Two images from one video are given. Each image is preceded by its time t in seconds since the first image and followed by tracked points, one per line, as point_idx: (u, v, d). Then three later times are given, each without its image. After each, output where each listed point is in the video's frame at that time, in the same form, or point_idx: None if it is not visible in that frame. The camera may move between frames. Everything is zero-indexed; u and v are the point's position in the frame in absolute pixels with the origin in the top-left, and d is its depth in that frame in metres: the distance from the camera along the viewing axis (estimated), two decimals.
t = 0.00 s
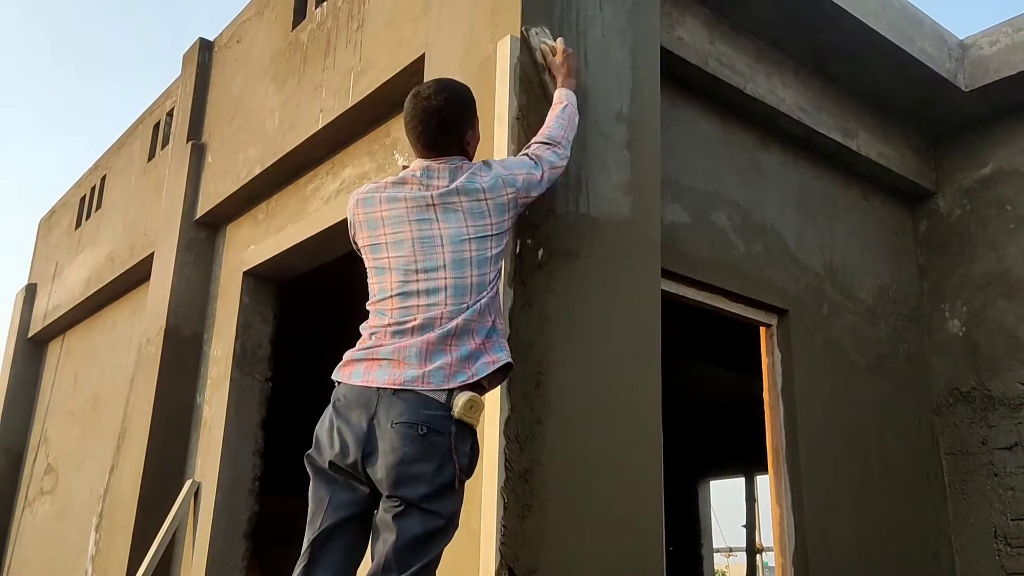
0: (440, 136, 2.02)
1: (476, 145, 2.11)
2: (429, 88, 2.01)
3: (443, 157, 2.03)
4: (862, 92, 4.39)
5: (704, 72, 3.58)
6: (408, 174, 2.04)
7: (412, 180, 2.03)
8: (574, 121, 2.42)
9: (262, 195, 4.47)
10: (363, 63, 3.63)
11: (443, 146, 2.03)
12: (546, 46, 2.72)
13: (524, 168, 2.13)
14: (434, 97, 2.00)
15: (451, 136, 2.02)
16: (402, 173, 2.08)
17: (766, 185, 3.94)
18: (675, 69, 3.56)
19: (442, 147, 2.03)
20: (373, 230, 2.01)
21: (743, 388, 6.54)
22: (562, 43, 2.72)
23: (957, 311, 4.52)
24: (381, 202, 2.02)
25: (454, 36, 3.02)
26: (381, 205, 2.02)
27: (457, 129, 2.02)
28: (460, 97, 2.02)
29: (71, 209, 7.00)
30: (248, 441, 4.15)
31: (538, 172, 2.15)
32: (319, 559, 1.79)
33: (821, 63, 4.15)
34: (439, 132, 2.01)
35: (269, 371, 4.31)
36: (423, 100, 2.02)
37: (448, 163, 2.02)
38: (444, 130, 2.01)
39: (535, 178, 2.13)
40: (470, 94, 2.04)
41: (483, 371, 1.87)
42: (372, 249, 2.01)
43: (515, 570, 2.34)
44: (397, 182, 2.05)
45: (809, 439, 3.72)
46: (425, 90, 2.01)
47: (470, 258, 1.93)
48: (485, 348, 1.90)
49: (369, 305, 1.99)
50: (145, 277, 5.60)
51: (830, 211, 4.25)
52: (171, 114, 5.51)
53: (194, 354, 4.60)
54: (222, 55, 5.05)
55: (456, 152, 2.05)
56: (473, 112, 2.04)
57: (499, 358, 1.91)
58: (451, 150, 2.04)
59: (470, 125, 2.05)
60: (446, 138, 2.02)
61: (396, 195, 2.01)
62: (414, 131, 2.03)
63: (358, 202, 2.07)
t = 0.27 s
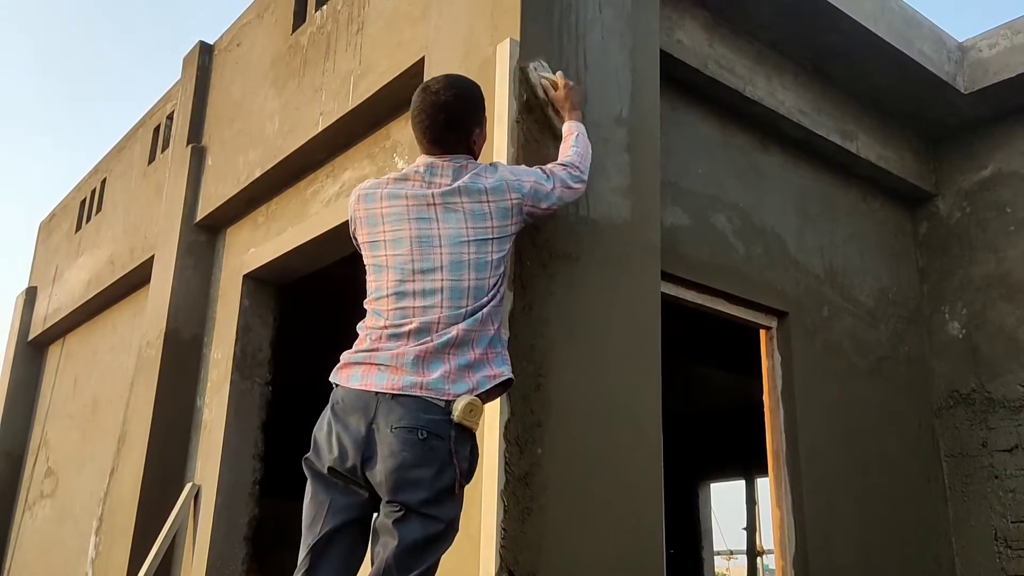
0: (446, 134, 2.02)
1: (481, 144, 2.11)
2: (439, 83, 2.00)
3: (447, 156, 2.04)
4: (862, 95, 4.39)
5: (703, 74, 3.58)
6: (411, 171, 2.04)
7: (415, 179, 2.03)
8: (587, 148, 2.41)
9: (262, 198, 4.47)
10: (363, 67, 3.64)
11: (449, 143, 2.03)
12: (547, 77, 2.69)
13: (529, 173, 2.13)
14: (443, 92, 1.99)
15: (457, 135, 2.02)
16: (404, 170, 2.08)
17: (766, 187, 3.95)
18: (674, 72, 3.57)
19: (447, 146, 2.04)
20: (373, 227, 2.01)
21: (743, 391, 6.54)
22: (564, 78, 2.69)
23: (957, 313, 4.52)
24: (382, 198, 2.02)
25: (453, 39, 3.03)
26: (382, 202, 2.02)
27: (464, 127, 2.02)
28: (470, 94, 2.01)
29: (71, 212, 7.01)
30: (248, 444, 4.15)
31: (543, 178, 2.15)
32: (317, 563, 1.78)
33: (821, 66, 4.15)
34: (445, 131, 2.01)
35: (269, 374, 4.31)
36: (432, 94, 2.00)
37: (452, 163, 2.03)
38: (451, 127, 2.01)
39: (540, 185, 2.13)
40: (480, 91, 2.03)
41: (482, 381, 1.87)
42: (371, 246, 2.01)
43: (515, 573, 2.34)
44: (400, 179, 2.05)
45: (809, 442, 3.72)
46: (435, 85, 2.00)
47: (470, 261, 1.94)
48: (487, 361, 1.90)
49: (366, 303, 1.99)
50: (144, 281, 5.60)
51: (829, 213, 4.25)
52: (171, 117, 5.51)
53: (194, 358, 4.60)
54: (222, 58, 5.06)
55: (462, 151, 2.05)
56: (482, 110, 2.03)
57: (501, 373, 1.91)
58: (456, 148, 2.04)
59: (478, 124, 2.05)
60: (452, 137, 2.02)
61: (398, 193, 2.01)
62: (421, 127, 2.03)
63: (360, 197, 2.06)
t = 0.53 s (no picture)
0: (450, 131, 2.02)
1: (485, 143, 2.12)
2: (446, 81, 2.02)
3: (449, 153, 2.04)
4: (862, 95, 4.39)
5: (703, 75, 3.58)
6: (413, 168, 2.04)
7: (416, 175, 2.03)
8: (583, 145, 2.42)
9: (262, 199, 4.47)
10: (363, 67, 3.64)
11: (454, 139, 2.03)
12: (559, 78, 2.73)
13: (531, 172, 2.12)
14: (450, 90, 2.00)
15: (460, 131, 2.03)
16: (407, 166, 2.08)
17: (765, 188, 3.95)
18: (674, 73, 3.57)
19: (450, 143, 2.04)
20: (373, 223, 2.02)
21: (743, 391, 6.53)
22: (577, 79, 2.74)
23: (957, 313, 4.52)
24: (383, 194, 2.02)
25: (453, 40, 3.03)
26: (383, 198, 2.02)
27: (467, 124, 2.02)
28: (475, 92, 2.02)
29: (71, 213, 7.01)
30: (248, 444, 4.15)
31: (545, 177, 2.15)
32: (316, 563, 1.78)
33: (820, 66, 4.15)
34: (449, 128, 2.02)
35: (269, 374, 4.31)
36: (439, 91, 2.02)
37: (454, 159, 2.03)
38: (456, 124, 2.02)
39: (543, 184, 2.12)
40: (486, 90, 2.04)
41: (481, 376, 1.86)
42: (371, 242, 2.01)
43: (515, 573, 2.34)
44: (401, 176, 2.05)
45: (809, 442, 3.72)
46: (442, 82, 2.01)
47: (470, 258, 1.94)
48: (485, 354, 1.90)
49: (365, 299, 2.00)
50: (144, 281, 5.60)
51: (829, 213, 4.25)
52: (171, 118, 5.51)
53: (195, 358, 4.60)
54: (222, 58, 5.06)
55: (465, 149, 2.05)
56: (487, 109, 2.03)
57: (499, 365, 1.91)
58: (460, 145, 2.04)
59: (483, 123, 2.06)
60: (455, 134, 2.03)
61: (399, 189, 2.01)
62: (425, 123, 2.04)
63: (361, 193, 2.07)
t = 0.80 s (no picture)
0: (452, 130, 2.02)
1: (488, 143, 2.11)
2: (451, 78, 2.00)
3: (450, 154, 2.04)
4: (863, 93, 4.39)
5: (704, 72, 3.58)
6: (414, 166, 2.05)
7: (416, 174, 2.03)
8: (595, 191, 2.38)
9: (263, 197, 4.47)
10: (363, 65, 3.63)
11: (456, 138, 2.04)
12: (543, 119, 2.63)
13: (534, 183, 2.12)
14: (454, 88, 1.99)
15: (462, 131, 2.03)
16: (407, 164, 2.08)
17: (766, 186, 3.94)
18: (675, 70, 3.56)
19: (452, 143, 2.04)
20: (370, 221, 2.02)
21: (744, 389, 6.53)
22: (561, 118, 2.62)
23: (958, 311, 4.52)
24: (382, 192, 2.03)
25: (454, 38, 3.02)
26: (382, 196, 2.02)
27: (469, 125, 2.02)
28: (479, 92, 2.01)
29: (71, 211, 7.00)
30: (249, 443, 4.15)
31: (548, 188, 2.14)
32: (316, 563, 1.78)
33: (821, 64, 4.15)
34: (451, 127, 2.02)
35: (269, 373, 4.31)
36: (442, 88, 2.00)
37: (454, 161, 2.03)
38: (460, 122, 2.02)
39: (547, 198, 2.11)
40: (490, 91, 2.03)
41: (479, 385, 1.86)
42: (367, 239, 2.01)
43: (516, 572, 2.34)
44: (401, 174, 2.05)
45: (809, 440, 3.72)
46: (446, 80, 2.00)
47: (464, 263, 1.93)
48: (481, 362, 1.90)
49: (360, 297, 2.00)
50: (145, 280, 5.60)
51: (830, 212, 4.25)
52: (172, 116, 5.51)
53: (195, 356, 4.60)
54: (222, 57, 5.06)
55: (467, 148, 2.05)
56: (490, 109, 2.04)
57: (499, 383, 1.91)
58: (462, 144, 2.04)
59: (486, 123, 2.06)
60: (456, 133, 2.03)
61: (398, 187, 2.01)
62: (427, 119, 2.04)
63: (360, 189, 2.07)
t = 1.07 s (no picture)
0: (447, 131, 2.02)
1: (484, 144, 2.12)
2: (445, 80, 2.02)
3: (445, 155, 2.04)
4: (861, 93, 4.39)
5: (703, 72, 3.58)
6: (411, 168, 2.04)
7: (413, 176, 2.03)
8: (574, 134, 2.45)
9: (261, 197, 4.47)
10: (362, 65, 3.63)
11: (451, 140, 2.04)
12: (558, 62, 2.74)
13: (529, 176, 2.12)
14: (448, 90, 2.00)
15: (458, 132, 2.03)
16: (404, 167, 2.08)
17: (765, 186, 3.94)
18: (674, 70, 3.56)
19: (447, 144, 2.04)
20: (371, 225, 2.01)
21: (743, 389, 6.53)
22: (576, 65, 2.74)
23: (957, 311, 4.52)
24: (380, 195, 2.02)
25: (453, 37, 3.02)
26: (380, 199, 2.02)
27: (466, 125, 2.03)
28: (473, 92, 2.02)
29: (70, 211, 7.00)
30: (248, 442, 4.15)
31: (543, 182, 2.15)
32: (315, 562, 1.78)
33: (820, 64, 4.15)
34: (447, 129, 2.02)
35: (268, 373, 4.31)
36: (436, 90, 2.02)
37: (451, 161, 2.03)
38: (455, 124, 2.02)
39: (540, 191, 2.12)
40: (484, 91, 2.04)
41: (478, 380, 1.86)
42: (368, 243, 2.01)
43: (514, 572, 2.34)
44: (399, 177, 2.05)
45: (808, 440, 3.72)
46: (441, 82, 2.02)
47: (466, 261, 1.93)
48: (484, 358, 1.90)
49: (363, 301, 1.99)
50: (144, 280, 5.60)
51: (829, 212, 4.25)
52: (170, 116, 5.51)
53: (194, 356, 4.60)
54: (221, 56, 5.05)
55: (462, 150, 2.05)
56: (485, 109, 2.04)
57: (498, 370, 1.91)
58: (458, 145, 2.04)
59: (481, 124, 2.06)
60: (453, 134, 2.03)
61: (396, 190, 2.01)
62: (422, 121, 2.05)
63: (358, 193, 2.06)
